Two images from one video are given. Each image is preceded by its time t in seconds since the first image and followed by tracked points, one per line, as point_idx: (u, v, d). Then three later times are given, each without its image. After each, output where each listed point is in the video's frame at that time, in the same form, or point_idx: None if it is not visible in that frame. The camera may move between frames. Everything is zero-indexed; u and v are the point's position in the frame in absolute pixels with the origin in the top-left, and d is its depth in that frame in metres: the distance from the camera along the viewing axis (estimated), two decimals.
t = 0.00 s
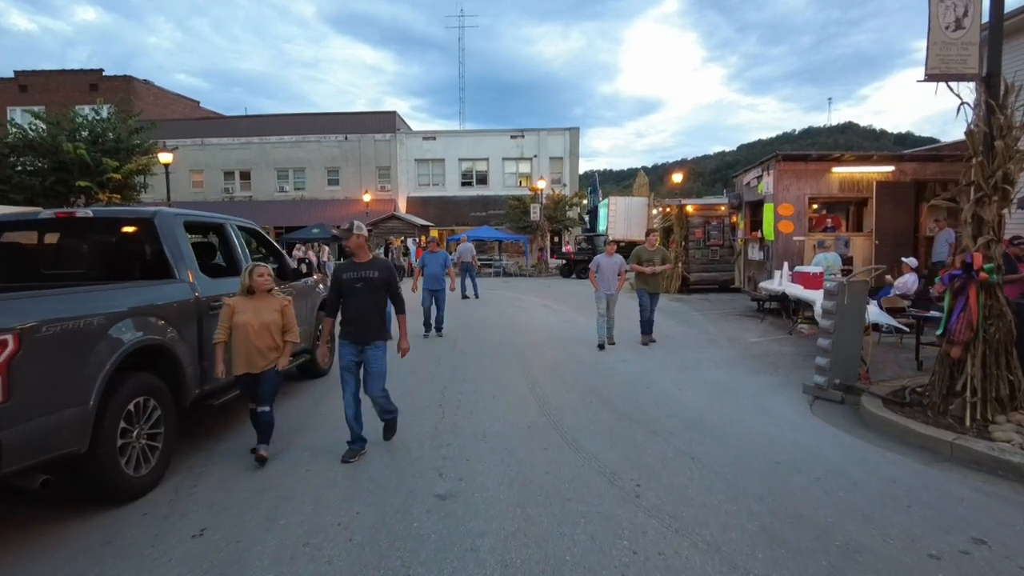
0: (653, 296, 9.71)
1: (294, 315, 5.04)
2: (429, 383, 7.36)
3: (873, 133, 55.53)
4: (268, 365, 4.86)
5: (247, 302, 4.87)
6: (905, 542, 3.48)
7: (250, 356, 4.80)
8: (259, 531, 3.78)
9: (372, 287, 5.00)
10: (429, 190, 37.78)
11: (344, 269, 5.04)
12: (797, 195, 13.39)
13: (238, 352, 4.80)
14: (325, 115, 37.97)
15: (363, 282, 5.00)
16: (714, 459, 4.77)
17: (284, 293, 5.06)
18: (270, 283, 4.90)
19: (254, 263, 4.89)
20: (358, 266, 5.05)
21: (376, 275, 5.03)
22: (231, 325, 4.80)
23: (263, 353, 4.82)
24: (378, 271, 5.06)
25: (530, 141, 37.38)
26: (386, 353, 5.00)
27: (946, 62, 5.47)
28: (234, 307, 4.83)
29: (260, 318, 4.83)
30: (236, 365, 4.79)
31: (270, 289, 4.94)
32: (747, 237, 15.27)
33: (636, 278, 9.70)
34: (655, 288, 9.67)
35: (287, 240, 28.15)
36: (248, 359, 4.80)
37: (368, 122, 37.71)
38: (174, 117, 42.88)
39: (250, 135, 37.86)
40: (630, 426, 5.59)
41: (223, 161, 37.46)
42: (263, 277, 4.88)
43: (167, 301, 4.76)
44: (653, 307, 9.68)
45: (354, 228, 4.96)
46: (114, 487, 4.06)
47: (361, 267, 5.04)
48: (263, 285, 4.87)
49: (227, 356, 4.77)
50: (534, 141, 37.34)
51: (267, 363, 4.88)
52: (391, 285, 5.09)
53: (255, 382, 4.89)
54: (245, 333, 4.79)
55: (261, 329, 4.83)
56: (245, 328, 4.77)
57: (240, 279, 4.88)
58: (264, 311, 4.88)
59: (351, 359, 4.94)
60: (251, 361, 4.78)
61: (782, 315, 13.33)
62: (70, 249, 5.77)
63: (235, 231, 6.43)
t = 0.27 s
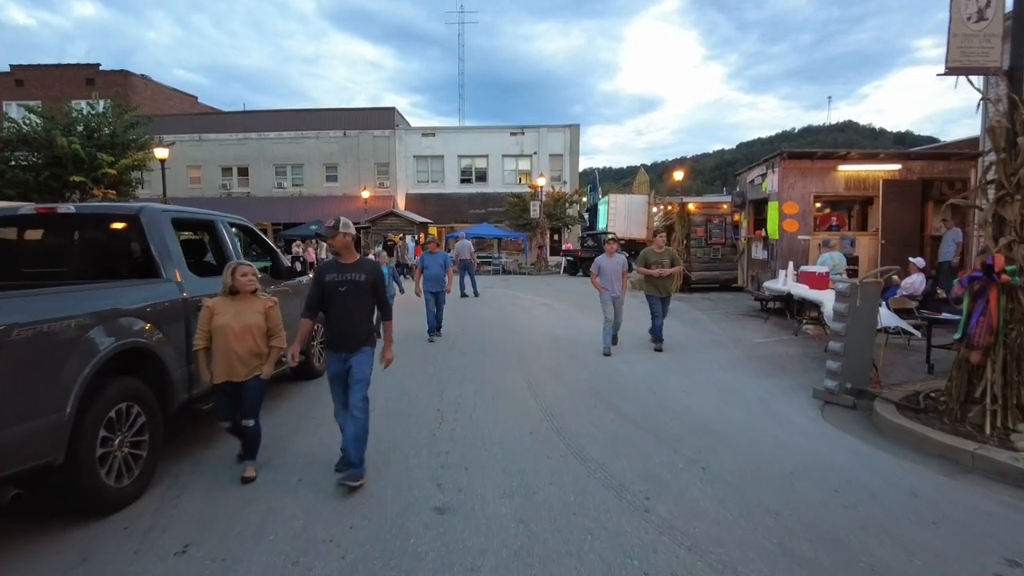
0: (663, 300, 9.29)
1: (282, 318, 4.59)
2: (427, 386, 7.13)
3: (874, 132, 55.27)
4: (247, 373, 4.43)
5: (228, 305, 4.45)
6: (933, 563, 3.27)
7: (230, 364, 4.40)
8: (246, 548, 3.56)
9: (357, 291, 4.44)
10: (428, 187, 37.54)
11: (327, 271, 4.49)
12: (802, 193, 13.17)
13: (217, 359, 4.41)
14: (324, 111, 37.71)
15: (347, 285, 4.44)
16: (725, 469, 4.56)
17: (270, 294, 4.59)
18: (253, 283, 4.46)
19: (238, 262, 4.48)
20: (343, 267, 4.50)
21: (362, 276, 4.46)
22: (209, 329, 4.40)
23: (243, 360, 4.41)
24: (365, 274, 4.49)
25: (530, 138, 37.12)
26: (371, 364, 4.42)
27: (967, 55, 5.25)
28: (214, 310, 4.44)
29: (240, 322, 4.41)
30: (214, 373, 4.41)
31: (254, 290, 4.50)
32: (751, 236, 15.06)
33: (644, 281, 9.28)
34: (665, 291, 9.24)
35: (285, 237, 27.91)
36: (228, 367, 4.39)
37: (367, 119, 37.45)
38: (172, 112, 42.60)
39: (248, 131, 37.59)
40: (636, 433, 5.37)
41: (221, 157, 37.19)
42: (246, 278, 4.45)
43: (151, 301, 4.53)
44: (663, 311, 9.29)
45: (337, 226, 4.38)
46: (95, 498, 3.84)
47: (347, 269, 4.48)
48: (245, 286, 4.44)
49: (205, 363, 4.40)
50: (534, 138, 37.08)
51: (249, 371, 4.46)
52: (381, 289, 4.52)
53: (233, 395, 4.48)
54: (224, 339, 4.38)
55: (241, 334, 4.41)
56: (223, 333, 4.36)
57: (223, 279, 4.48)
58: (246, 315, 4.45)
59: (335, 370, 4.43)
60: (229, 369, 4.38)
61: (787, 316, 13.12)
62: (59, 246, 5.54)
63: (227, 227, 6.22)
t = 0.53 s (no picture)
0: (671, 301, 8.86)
1: (255, 322, 4.15)
2: (421, 390, 6.89)
3: (873, 131, 55.09)
4: (219, 385, 4.01)
5: (193, 312, 4.00)
6: None
7: (198, 377, 3.95)
8: (224, 568, 3.33)
9: (334, 300, 3.98)
10: (425, 184, 37.28)
11: (306, 273, 4.05)
12: (806, 192, 12.94)
13: (183, 374, 3.97)
14: (321, 107, 37.40)
15: (322, 291, 3.99)
16: (734, 481, 4.32)
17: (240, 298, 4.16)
18: (219, 285, 4.02)
19: (202, 262, 4.04)
20: (322, 271, 4.03)
21: (338, 281, 3.98)
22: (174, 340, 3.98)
23: (212, 373, 3.98)
24: (345, 280, 4.00)
25: (529, 135, 36.86)
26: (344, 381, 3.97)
27: (987, 46, 5.02)
28: (178, 318, 4.01)
29: (207, 330, 3.98)
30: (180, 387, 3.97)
31: (221, 292, 4.06)
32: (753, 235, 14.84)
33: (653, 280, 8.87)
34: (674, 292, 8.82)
35: (281, 234, 27.61)
36: (195, 382, 3.95)
37: (365, 115, 37.16)
38: (168, 108, 42.25)
39: (244, 127, 37.26)
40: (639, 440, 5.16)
41: (217, 153, 36.87)
42: (213, 280, 4.01)
43: (127, 303, 4.27)
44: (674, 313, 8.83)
45: (316, 226, 3.92)
46: (62, 513, 3.58)
47: (326, 273, 4.02)
48: (211, 290, 4.00)
49: (171, 378, 3.96)
50: (533, 135, 36.82)
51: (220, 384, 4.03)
52: (361, 300, 4.04)
53: (205, 410, 4.04)
54: (191, 350, 3.94)
55: (210, 343, 3.97)
56: (189, 344, 3.93)
57: (187, 282, 4.04)
58: (213, 321, 4.01)
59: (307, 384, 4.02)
60: (198, 382, 3.95)
61: (790, 316, 12.90)
62: (38, 243, 5.29)
63: (211, 223, 5.99)
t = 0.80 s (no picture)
0: (680, 305, 8.35)
1: (202, 325, 3.72)
2: (411, 391, 6.63)
3: (873, 128, 54.78)
4: (163, 398, 3.57)
5: (130, 315, 3.52)
6: None
7: (136, 390, 3.50)
8: None
9: (295, 295, 3.59)
10: (423, 181, 36.97)
11: (272, 264, 3.71)
12: (808, 187, 12.67)
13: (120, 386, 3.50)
14: (317, 103, 37.05)
15: (285, 285, 3.62)
16: (737, 491, 4.08)
17: (185, 298, 3.70)
18: (162, 284, 3.57)
19: (139, 259, 3.57)
20: (286, 262, 3.65)
21: (301, 275, 3.59)
22: (109, 347, 3.50)
23: (154, 384, 3.52)
24: (308, 273, 3.60)
25: (527, 131, 36.54)
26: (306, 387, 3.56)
27: (1006, 31, 4.75)
28: (112, 321, 3.51)
29: (147, 336, 3.53)
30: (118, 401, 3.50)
31: (164, 292, 3.61)
32: (753, 231, 14.59)
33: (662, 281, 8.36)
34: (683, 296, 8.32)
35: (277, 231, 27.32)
36: (135, 395, 3.50)
37: (361, 111, 36.83)
38: (164, 104, 41.87)
39: (239, 122, 36.92)
40: (637, 445, 4.91)
41: (212, 150, 36.54)
42: (152, 279, 3.54)
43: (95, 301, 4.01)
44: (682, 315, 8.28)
45: (276, 211, 3.56)
46: (15, 526, 3.31)
47: (290, 264, 3.63)
48: (150, 289, 3.53)
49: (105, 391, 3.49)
50: (531, 131, 36.50)
51: (162, 397, 3.58)
52: (324, 295, 3.58)
53: (147, 427, 3.60)
54: (127, 358, 3.47)
55: (150, 351, 3.52)
56: (126, 352, 3.47)
57: (122, 281, 3.55)
58: (154, 325, 3.55)
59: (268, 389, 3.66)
60: (139, 394, 3.50)
61: (791, 314, 12.65)
62: (2, 235, 4.80)
63: (190, 218, 5.73)
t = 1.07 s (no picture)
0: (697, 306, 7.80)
1: (151, 336, 3.28)
2: (402, 397, 6.37)
3: (873, 125, 54.57)
4: (100, 421, 3.13)
5: (63, 326, 3.09)
6: None
7: (68, 412, 3.06)
8: None
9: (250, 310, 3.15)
10: (420, 178, 36.69)
11: (223, 275, 3.25)
12: (811, 184, 12.40)
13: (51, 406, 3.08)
14: (314, 100, 36.76)
15: (234, 298, 3.16)
16: (746, 507, 3.83)
17: (132, 307, 3.26)
18: (103, 291, 3.13)
19: (79, 261, 3.14)
20: (240, 271, 3.20)
21: (253, 286, 3.14)
22: (39, 362, 3.08)
23: (87, 405, 3.08)
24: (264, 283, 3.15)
25: (526, 129, 36.27)
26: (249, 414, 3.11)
27: None
28: (44, 332, 3.08)
29: (82, 350, 3.08)
30: (55, 424, 3.09)
31: (106, 300, 3.17)
32: (755, 229, 14.33)
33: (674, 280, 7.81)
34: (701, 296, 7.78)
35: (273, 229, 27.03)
36: (66, 417, 3.07)
37: (359, 108, 36.54)
38: (159, 101, 41.54)
39: (236, 120, 36.61)
40: (639, 456, 4.65)
41: (208, 147, 36.23)
42: (91, 284, 3.10)
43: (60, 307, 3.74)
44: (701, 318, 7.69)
45: (223, 212, 3.13)
46: None
47: (241, 274, 3.18)
48: (88, 297, 3.10)
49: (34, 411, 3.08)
50: (529, 128, 36.23)
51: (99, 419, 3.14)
52: (282, 309, 3.14)
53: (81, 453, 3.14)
54: (57, 376, 3.05)
55: (85, 368, 3.08)
56: (56, 367, 3.04)
57: (59, 287, 3.13)
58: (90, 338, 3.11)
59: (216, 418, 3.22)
60: (76, 416, 3.07)
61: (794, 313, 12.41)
62: None
63: (168, 216, 5.48)
